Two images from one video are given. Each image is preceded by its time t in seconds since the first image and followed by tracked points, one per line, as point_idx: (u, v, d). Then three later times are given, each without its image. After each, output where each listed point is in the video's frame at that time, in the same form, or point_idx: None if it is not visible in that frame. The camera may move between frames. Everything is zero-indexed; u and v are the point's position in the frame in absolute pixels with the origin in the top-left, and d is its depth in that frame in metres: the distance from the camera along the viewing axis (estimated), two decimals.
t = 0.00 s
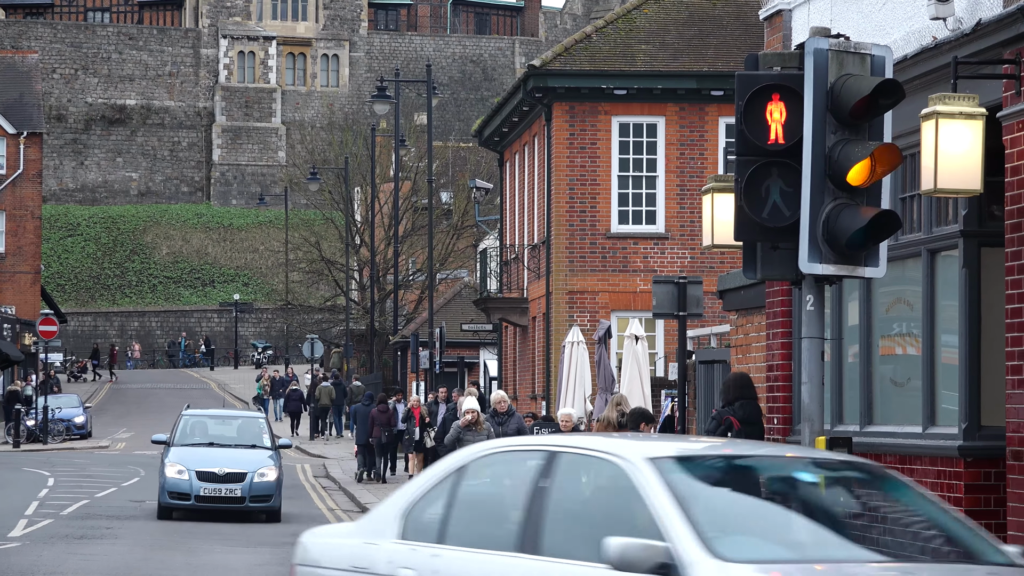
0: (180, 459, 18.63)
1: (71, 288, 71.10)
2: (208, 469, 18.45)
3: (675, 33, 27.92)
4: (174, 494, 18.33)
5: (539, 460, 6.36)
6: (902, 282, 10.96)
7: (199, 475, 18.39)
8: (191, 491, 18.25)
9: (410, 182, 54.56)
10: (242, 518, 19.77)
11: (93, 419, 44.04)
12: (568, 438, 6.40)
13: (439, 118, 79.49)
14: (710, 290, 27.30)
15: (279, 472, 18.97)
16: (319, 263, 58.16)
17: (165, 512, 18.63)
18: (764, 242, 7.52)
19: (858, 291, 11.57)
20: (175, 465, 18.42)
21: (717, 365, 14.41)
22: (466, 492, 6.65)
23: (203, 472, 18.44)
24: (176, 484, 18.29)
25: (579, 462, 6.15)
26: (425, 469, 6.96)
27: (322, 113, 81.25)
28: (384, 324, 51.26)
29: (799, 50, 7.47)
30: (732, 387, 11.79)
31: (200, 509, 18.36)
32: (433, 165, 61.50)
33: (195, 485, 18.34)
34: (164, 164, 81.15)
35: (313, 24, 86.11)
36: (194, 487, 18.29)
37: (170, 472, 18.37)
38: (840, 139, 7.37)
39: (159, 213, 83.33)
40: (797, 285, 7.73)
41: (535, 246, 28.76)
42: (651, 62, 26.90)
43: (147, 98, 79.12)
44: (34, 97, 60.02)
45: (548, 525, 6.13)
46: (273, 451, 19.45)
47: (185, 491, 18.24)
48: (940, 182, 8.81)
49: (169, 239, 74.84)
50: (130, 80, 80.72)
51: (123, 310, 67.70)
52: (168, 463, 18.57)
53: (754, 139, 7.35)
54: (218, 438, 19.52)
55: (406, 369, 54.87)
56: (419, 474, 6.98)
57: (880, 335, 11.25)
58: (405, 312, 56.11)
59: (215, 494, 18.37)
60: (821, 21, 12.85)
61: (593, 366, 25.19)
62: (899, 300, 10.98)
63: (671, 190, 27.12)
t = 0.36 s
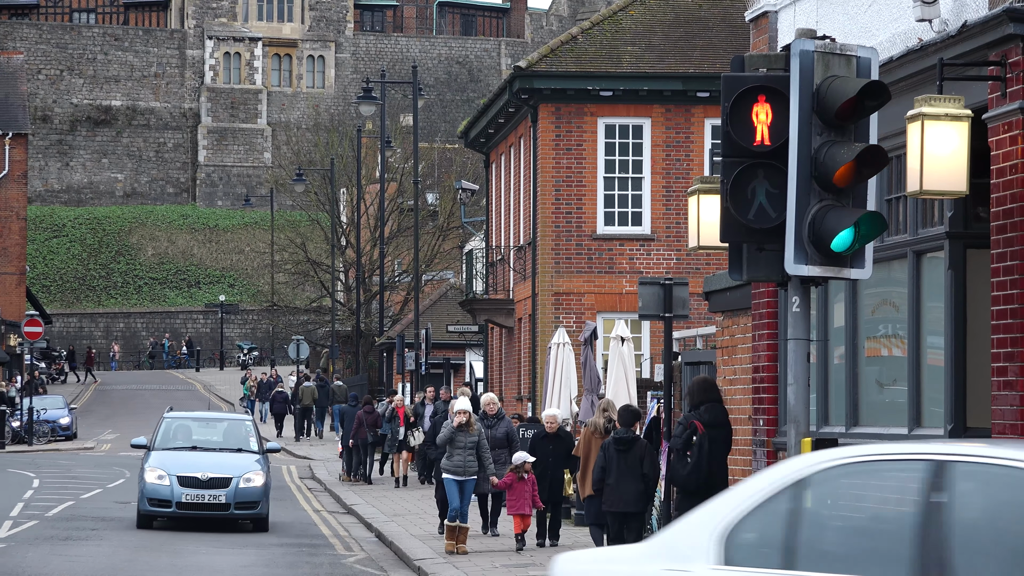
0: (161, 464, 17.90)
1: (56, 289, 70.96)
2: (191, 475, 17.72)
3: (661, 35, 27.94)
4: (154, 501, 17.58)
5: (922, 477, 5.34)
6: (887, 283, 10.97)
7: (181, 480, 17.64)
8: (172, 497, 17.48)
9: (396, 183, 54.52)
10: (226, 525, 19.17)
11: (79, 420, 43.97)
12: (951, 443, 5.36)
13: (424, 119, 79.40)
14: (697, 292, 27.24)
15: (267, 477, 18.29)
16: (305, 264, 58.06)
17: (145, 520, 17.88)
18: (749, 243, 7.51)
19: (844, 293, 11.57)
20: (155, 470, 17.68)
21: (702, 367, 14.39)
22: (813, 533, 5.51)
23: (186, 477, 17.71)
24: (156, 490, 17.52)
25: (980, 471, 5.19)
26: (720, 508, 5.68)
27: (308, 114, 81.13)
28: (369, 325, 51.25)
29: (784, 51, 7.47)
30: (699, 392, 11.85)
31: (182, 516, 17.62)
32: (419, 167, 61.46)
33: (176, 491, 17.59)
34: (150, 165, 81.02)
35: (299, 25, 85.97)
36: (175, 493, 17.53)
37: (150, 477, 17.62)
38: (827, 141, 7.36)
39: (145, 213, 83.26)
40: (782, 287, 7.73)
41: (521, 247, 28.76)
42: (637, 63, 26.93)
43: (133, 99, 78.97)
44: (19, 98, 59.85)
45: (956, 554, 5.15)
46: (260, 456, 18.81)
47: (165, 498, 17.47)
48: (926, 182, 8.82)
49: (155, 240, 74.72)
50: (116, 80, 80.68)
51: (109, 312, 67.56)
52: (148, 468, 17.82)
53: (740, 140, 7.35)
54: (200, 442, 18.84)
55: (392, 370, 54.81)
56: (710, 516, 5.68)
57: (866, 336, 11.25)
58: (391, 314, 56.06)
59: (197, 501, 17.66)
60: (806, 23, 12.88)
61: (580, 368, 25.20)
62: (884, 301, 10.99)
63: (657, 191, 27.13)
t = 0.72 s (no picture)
0: (139, 470, 17.02)
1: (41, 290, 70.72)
2: (171, 481, 16.84)
3: (646, 35, 27.94)
4: (132, 509, 16.71)
5: None
6: (873, 284, 10.96)
7: (160, 487, 16.76)
8: (151, 506, 16.61)
9: (382, 184, 54.44)
10: (210, 534, 18.31)
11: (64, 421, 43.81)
12: None
13: (410, 119, 79.29)
14: (682, 292, 27.22)
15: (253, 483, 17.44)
16: (290, 265, 57.96)
17: (123, 529, 17.01)
18: (735, 245, 7.47)
19: (829, 293, 11.60)
20: (133, 476, 16.80)
21: (688, 368, 14.36)
22: None
23: (165, 484, 16.82)
24: (134, 498, 16.65)
25: None
26: None
27: (294, 114, 80.99)
28: (354, 326, 51.22)
29: (769, 53, 7.46)
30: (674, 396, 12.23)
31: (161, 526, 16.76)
32: (404, 167, 61.40)
33: (155, 499, 16.71)
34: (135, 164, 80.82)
35: (285, 25, 85.77)
36: (154, 502, 16.65)
37: (127, 485, 16.74)
38: (812, 143, 7.37)
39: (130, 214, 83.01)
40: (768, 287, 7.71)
41: (506, 248, 28.76)
42: (622, 64, 26.94)
43: (118, 99, 78.76)
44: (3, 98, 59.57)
45: None
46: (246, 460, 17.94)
47: (143, 506, 16.62)
48: (911, 184, 8.81)
49: (140, 241, 74.57)
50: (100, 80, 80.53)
51: (94, 312, 67.35)
52: (125, 474, 16.95)
53: (724, 140, 7.33)
54: (182, 446, 17.94)
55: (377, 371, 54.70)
56: None
57: (851, 338, 11.26)
58: (376, 314, 55.99)
59: (177, 509, 16.77)
60: (792, 24, 12.89)
61: (565, 368, 25.19)
62: (870, 302, 10.99)
63: (642, 191, 27.11)
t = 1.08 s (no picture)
0: (115, 474, 16.21)
1: (25, 289, 70.53)
2: (149, 485, 16.00)
3: (631, 36, 27.93)
4: (107, 516, 15.91)
5: None
6: (857, 284, 10.97)
7: (137, 493, 15.94)
8: (126, 512, 15.83)
9: (367, 183, 54.44)
10: (191, 542, 17.55)
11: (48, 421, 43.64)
12: None
13: (395, 119, 79.26)
14: (667, 293, 27.20)
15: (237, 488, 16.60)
16: (276, 264, 57.88)
17: (98, 537, 16.22)
18: (720, 243, 7.44)
19: (814, 293, 11.59)
20: (108, 480, 16.00)
21: (673, 368, 14.34)
22: None
23: (143, 489, 16.00)
24: (110, 504, 15.87)
25: None
26: None
27: (279, 113, 80.87)
28: (339, 326, 51.15)
29: (753, 52, 7.45)
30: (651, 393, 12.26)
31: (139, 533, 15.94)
32: (389, 166, 61.37)
33: (132, 504, 15.90)
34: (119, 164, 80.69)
35: (270, 25, 85.59)
36: (130, 508, 15.84)
37: (102, 489, 15.96)
38: (797, 141, 7.37)
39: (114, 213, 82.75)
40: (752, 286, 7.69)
41: (491, 248, 28.74)
42: (607, 64, 26.93)
43: (103, 98, 78.65)
44: None
45: None
46: (230, 464, 17.10)
47: (119, 512, 15.82)
48: (896, 184, 8.81)
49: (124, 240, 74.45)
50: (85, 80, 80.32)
51: (79, 311, 67.17)
52: (100, 478, 16.14)
53: (709, 140, 7.32)
54: (162, 448, 17.11)
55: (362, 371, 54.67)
56: None
57: (836, 337, 11.27)
58: (361, 314, 55.95)
59: (155, 516, 15.94)
60: (776, 24, 12.91)
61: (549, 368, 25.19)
62: (855, 301, 11.00)
63: (627, 191, 27.06)
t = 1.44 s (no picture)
0: (88, 479, 15.21)
1: (8, 289, 70.32)
2: (124, 491, 15.00)
3: (615, 35, 27.92)
4: (79, 524, 14.86)
5: None
6: (841, 283, 10.99)
7: (111, 498, 14.92)
8: (100, 519, 14.78)
9: (351, 182, 54.38)
10: (172, 551, 16.57)
11: (31, 420, 43.44)
12: None
13: (379, 118, 79.20)
14: (651, 292, 27.19)
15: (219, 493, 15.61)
16: (260, 263, 57.77)
17: (70, 548, 15.17)
18: (704, 243, 7.42)
19: (798, 293, 11.59)
20: (81, 486, 14.99)
21: (656, 368, 14.34)
22: None
23: (118, 495, 14.99)
24: (82, 510, 14.83)
25: None
26: None
27: (263, 112, 80.72)
28: (323, 325, 51.11)
29: (737, 51, 7.44)
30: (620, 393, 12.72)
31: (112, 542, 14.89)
32: (373, 166, 61.33)
33: (105, 511, 14.88)
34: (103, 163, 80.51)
35: (253, 24, 85.42)
36: (104, 514, 14.82)
37: (74, 495, 14.94)
38: (782, 141, 7.36)
39: (98, 212, 82.55)
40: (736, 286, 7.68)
41: (475, 247, 28.71)
42: (591, 63, 26.91)
43: (87, 98, 78.50)
44: None
45: None
46: (212, 467, 16.10)
47: (93, 519, 14.78)
48: (879, 183, 8.82)
49: (108, 239, 74.27)
50: (68, 79, 80.11)
51: (62, 311, 66.99)
52: (72, 483, 15.13)
53: (693, 139, 7.30)
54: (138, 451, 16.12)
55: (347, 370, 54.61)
56: None
57: (821, 336, 11.27)
58: (345, 313, 55.87)
59: (132, 523, 14.90)
60: (760, 23, 12.92)
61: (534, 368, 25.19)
62: (838, 300, 11.01)
63: (611, 191, 27.05)
